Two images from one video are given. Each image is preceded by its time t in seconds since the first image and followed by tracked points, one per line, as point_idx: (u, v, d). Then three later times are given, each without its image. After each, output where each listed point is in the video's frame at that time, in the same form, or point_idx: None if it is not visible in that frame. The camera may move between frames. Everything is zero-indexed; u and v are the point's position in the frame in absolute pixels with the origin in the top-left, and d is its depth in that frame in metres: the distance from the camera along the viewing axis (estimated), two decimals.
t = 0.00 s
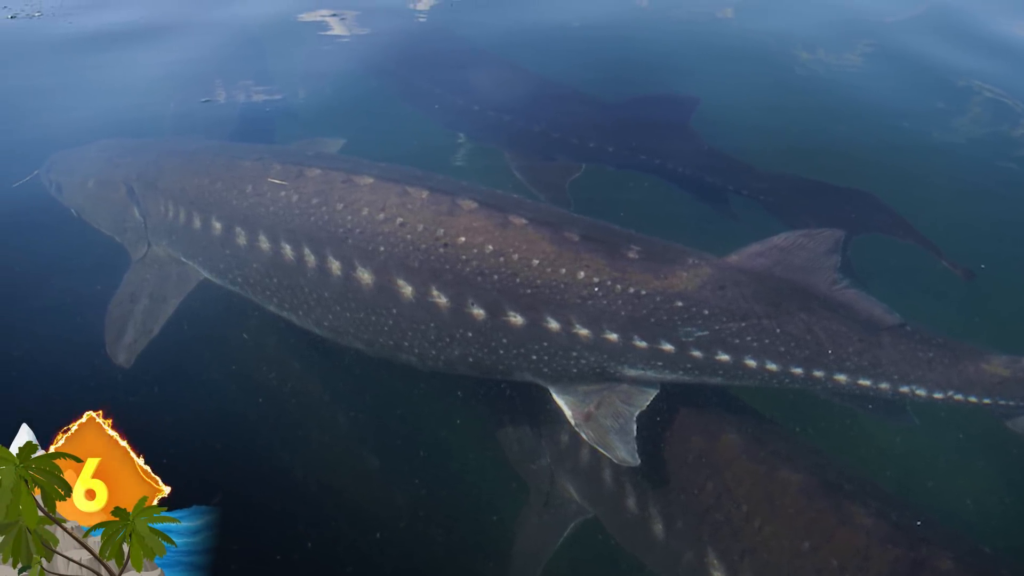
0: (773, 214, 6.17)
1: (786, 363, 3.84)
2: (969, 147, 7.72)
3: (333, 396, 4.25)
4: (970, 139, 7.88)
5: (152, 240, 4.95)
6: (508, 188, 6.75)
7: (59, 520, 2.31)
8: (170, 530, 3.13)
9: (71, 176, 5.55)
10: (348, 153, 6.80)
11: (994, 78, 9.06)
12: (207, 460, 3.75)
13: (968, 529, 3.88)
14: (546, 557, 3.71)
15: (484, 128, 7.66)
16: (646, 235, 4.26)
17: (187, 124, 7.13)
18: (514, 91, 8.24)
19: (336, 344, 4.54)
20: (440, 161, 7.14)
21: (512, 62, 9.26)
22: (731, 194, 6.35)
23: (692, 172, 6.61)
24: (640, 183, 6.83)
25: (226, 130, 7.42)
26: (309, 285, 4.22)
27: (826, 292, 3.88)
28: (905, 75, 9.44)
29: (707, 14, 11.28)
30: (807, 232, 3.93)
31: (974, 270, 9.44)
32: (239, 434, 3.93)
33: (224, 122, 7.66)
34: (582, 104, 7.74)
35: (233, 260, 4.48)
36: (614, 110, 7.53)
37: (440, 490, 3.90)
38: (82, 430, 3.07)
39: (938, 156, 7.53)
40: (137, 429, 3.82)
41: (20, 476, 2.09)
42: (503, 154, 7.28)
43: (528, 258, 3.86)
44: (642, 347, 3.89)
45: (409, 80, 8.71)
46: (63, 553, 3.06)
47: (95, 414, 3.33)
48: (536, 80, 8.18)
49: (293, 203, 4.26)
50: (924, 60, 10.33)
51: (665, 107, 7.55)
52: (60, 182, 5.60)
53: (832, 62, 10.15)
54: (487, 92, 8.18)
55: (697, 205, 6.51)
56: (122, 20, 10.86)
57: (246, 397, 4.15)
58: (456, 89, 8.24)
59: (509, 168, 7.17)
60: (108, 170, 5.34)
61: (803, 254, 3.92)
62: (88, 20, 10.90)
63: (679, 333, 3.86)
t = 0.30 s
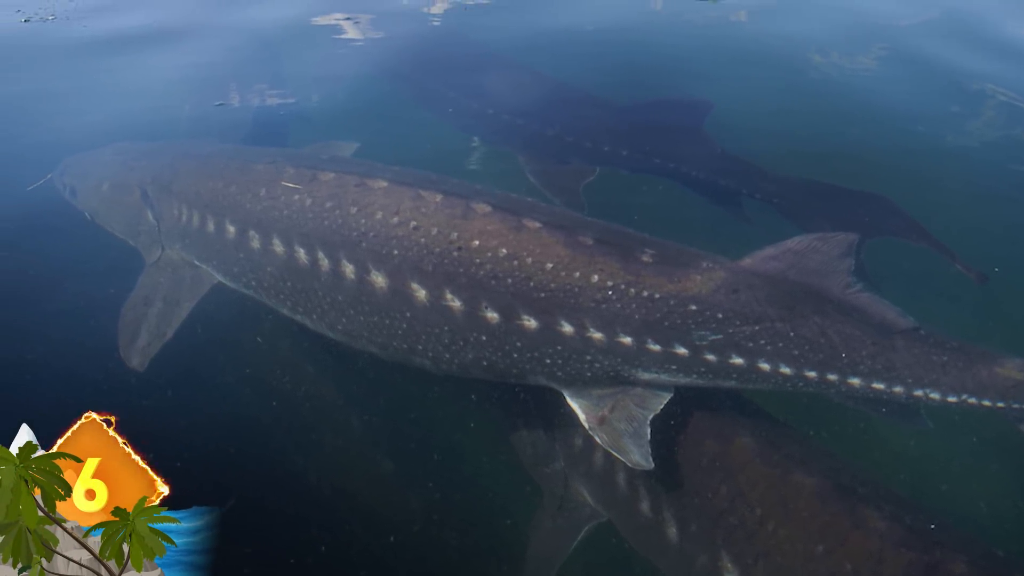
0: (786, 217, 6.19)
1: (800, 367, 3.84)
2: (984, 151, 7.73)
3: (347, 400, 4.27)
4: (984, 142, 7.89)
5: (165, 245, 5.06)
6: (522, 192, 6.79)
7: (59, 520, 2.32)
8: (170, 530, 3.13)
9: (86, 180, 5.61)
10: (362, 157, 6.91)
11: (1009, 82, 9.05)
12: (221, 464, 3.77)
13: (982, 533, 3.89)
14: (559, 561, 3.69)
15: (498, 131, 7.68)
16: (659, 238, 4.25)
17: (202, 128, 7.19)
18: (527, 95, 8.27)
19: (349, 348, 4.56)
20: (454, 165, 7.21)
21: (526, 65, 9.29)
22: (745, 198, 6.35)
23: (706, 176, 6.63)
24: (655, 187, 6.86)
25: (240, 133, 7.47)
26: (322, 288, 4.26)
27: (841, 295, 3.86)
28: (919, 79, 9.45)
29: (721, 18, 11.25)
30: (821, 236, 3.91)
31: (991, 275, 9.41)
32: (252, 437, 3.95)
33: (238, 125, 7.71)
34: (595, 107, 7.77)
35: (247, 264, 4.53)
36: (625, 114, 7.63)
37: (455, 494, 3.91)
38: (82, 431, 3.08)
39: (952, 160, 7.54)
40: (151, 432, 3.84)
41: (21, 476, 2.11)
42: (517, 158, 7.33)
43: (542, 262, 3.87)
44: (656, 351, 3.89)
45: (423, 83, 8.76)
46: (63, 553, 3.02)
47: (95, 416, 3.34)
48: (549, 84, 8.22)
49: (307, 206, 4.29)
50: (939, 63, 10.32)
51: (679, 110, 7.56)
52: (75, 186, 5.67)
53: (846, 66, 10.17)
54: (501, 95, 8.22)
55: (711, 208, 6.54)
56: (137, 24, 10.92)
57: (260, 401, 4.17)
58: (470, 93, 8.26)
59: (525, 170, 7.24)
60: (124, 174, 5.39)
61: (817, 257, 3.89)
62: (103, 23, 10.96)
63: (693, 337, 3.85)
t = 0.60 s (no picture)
0: (800, 220, 6.23)
1: (814, 370, 3.83)
2: (999, 155, 7.73)
3: (361, 404, 4.29)
4: (999, 147, 7.89)
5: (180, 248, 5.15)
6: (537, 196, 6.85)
7: (57, 520, 2.27)
8: (170, 530, 3.04)
9: (102, 185, 5.67)
10: (377, 161, 7.02)
11: None
12: (236, 467, 3.78)
13: (997, 537, 3.88)
14: (572, 565, 3.68)
15: (512, 135, 7.74)
16: (673, 242, 4.25)
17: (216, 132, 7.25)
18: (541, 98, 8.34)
19: (363, 351, 4.62)
20: (468, 169, 7.28)
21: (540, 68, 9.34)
22: (759, 201, 6.33)
23: (718, 179, 6.66)
24: (667, 190, 6.95)
25: (254, 137, 7.53)
26: (337, 292, 4.31)
27: (855, 299, 3.84)
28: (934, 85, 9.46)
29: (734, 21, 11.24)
30: (835, 240, 3.90)
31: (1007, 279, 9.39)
32: (266, 441, 3.96)
33: (252, 129, 7.77)
34: (608, 111, 7.81)
35: (261, 267, 4.59)
36: (638, 117, 7.68)
37: (468, 498, 3.92)
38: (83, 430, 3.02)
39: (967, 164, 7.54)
40: (165, 435, 3.86)
41: (21, 476, 2.05)
42: (531, 161, 7.40)
43: (556, 265, 3.88)
44: (670, 354, 3.89)
45: (437, 87, 8.83)
46: (63, 553, 3.00)
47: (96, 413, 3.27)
48: (563, 88, 8.28)
49: (321, 210, 4.34)
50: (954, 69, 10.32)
51: (692, 113, 7.63)
52: (92, 190, 5.77)
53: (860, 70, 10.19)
54: (515, 99, 8.29)
55: (725, 212, 6.57)
56: (151, 27, 10.99)
57: (275, 404, 4.19)
58: (483, 97, 8.28)
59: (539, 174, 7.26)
60: (139, 178, 5.46)
61: (830, 261, 3.89)
62: (117, 27, 11.02)
63: (707, 341, 3.85)
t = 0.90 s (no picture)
0: (814, 224, 6.24)
1: (827, 374, 3.82)
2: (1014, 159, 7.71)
3: (375, 407, 4.29)
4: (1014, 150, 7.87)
5: (194, 252, 5.15)
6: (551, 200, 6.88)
7: (57, 520, 2.28)
8: (170, 530, 3.05)
9: (115, 189, 5.68)
10: (391, 164, 7.03)
11: None
12: (250, 471, 3.78)
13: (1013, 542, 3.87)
14: (586, 569, 3.67)
15: (526, 138, 7.76)
16: (687, 245, 4.25)
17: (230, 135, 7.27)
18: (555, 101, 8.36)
19: (377, 355, 4.63)
20: (481, 172, 7.29)
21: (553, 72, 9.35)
22: (774, 204, 6.32)
23: (731, 182, 6.68)
24: (682, 194, 6.90)
25: (268, 140, 7.55)
26: (350, 295, 4.33)
27: (869, 302, 3.84)
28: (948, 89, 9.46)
29: (748, 24, 11.22)
30: (849, 243, 3.91)
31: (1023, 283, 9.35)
32: (279, 444, 3.96)
33: (265, 132, 7.77)
34: (622, 115, 7.82)
35: (275, 271, 4.62)
36: (651, 121, 7.70)
37: (482, 502, 3.91)
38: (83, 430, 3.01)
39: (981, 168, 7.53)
40: (177, 438, 3.86)
41: (21, 476, 2.07)
42: (545, 165, 7.45)
43: (570, 269, 3.90)
44: (684, 358, 3.89)
45: (451, 90, 8.84)
46: (63, 553, 2.98)
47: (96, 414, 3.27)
48: (576, 92, 8.30)
49: (335, 213, 4.36)
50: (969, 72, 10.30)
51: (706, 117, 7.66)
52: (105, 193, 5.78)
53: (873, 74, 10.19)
54: (528, 102, 8.31)
55: (738, 215, 6.59)
56: (165, 30, 11.02)
57: (289, 408, 4.19)
58: (496, 100, 8.28)
59: (552, 177, 7.27)
60: (152, 182, 5.48)
61: (844, 264, 3.89)
62: (130, 30, 11.04)
63: (721, 344, 3.85)
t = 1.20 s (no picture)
0: (827, 227, 6.27)
1: (841, 377, 3.81)
2: None
3: (388, 411, 4.30)
4: None
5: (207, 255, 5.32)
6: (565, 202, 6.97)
7: (57, 520, 2.27)
8: (170, 530, 3.03)
9: (128, 192, 5.71)
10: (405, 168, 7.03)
11: None
12: (263, 474, 3.79)
13: None
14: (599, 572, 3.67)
15: (539, 142, 7.78)
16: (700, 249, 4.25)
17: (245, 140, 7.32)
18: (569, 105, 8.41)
19: (390, 358, 4.63)
20: (495, 176, 7.31)
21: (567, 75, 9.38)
22: (786, 208, 6.43)
23: (744, 186, 6.73)
24: (695, 199, 6.95)
25: (282, 144, 7.59)
26: (364, 299, 4.38)
27: (882, 306, 3.84)
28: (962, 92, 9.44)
29: (762, 28, 11.22)
30: (862, 246, 3.92)
31: None
32: (293, 448, 3.96)
33: (279, 136, 7.80)
34: (636, 119, 7.85)
35: (289, 275, 4.69)
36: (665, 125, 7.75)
37: (495, 505, 3.91)
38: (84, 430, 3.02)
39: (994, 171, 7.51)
40: (191, 442, 3.86)
41: (21, 476, 2.06)
42: (559, 168, 7.53)
43: (583, 272, 3.91)
44: (697, 361, 3.89)
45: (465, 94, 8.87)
46: (64, 553, 2.97)
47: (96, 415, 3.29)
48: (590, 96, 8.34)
49: (348, 217, 4.36)
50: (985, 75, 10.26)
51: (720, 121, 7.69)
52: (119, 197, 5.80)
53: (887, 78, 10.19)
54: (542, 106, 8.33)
55: (752, 218, 6.65)
56: (179, 33, 11.06)
57: (303, 411, 4.20)
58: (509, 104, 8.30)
59: (565, 181, 7.30)
60: (165, 185, 5.50)
61: (858, 267, 3.90)
62: (144, 33, 11.09)
63: (734, 348, 3.84)
